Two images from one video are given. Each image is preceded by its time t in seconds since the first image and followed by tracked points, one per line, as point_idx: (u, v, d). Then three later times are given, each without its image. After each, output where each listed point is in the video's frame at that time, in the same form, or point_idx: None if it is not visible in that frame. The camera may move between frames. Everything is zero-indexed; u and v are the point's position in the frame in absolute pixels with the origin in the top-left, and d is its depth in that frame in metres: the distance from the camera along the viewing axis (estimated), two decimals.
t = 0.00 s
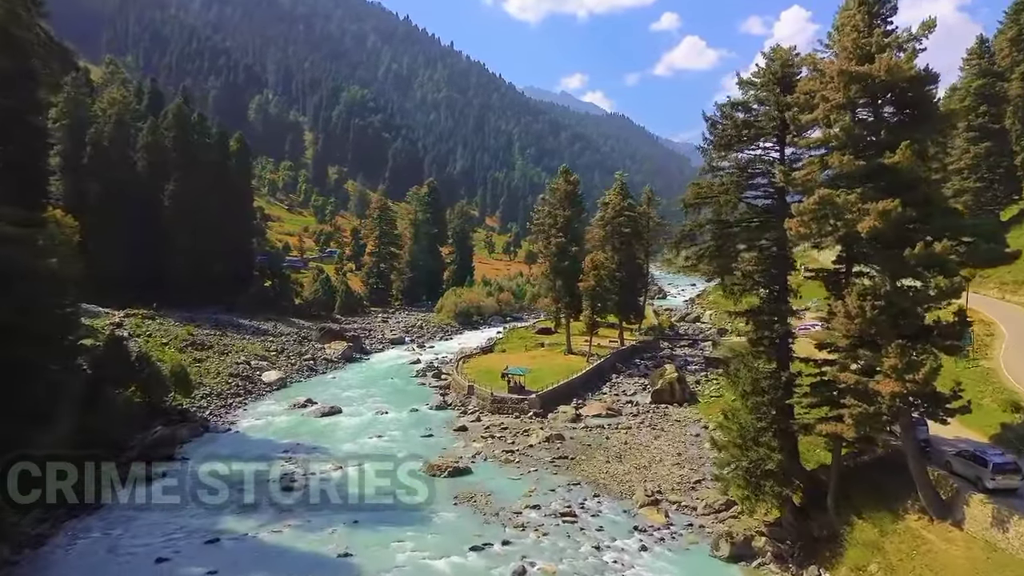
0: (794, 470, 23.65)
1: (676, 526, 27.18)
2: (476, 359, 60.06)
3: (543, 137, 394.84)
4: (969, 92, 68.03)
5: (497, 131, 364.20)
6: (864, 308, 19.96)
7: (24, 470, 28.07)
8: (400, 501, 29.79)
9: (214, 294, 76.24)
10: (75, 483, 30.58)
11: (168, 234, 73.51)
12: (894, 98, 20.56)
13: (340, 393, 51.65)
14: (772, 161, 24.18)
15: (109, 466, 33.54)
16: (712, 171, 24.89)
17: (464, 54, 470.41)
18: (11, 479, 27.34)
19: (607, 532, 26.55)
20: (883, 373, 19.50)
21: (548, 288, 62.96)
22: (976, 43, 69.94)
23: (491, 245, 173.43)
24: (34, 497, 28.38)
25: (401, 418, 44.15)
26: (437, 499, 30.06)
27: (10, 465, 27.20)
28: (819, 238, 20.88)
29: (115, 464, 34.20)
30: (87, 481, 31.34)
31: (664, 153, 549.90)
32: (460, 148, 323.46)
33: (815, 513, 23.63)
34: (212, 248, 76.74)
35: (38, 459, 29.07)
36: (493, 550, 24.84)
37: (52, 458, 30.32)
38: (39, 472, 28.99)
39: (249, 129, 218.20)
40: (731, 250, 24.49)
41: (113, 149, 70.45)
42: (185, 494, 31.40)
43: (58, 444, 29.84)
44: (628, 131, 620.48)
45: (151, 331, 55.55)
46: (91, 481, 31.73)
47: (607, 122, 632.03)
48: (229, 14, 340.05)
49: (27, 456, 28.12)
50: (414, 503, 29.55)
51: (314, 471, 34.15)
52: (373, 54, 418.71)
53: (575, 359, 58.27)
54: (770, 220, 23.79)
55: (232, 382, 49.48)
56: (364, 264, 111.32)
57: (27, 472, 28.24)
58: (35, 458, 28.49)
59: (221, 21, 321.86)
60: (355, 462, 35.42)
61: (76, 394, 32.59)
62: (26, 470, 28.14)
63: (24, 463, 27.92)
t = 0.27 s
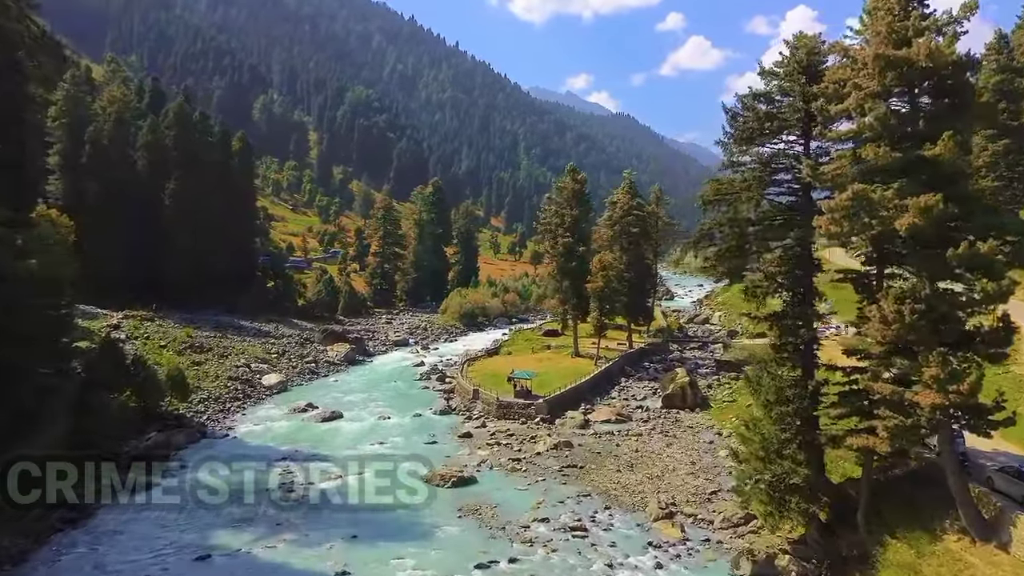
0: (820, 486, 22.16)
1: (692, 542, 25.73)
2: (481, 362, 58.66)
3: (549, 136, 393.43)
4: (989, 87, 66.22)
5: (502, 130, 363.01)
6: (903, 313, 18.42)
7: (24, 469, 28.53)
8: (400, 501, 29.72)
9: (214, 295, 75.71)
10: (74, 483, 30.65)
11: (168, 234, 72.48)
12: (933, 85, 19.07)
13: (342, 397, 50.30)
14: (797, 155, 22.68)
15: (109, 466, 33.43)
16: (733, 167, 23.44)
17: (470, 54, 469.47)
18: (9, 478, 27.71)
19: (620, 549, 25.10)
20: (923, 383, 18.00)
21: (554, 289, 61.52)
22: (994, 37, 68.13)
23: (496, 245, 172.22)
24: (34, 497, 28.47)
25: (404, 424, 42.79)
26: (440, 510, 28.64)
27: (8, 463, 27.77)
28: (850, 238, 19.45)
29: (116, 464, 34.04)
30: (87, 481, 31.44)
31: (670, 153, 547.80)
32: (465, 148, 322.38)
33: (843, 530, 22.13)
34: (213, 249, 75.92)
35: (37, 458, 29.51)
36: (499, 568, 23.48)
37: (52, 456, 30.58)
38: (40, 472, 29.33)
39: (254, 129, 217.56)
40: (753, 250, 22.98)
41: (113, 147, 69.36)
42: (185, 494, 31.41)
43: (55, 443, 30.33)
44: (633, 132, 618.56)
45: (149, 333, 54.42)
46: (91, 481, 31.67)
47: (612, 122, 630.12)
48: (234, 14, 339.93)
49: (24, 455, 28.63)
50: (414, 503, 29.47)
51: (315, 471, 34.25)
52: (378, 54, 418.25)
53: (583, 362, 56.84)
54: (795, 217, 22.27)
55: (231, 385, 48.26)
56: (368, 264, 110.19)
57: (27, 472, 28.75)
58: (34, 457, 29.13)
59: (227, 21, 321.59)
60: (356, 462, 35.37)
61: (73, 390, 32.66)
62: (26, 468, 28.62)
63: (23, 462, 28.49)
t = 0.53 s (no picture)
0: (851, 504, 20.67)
1: (711, 559, 24.25)
2: (487, 364, 57.27)
3: (554, 136, 392.07)
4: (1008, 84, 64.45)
5: (508, 130, 361.70)
6: (948, 320, 16.86)
7: (24, 469, 28.78)
8: (399, 501, 29.58)
9: (214, 296, 74.82)
10: (75, 483, 30.52)
11: (167, 233, 71.50)
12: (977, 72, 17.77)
13: (344, 401, 48.98)
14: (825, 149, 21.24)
15: (110, 466, 33.11)
16: (756, 161, 21.93)
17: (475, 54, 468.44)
18: (9, 478, 27.84)
19: (634, 566, 23.65)
20: (971, 396, 16.53)
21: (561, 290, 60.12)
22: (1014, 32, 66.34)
23: (502, 245, 170.98)
24: (35, 497, 28.23)
25: (408, 429, 41.45)
26: (446, 522, 27.26)
27: (8, 462, 28.04)
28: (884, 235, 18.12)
29: (116, 463, 33.73)
30: (88, 481, 31.28)
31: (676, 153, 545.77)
32: (470, 147, 321.19)
33: (875, 552, 20.63)
34: (214, 249, 75.61)
35: (37, 459, 29.84)
36: None
37: (51, 457, 30.72)
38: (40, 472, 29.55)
39: (259, 128, 216.82)
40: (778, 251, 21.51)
41: (112, 146, 68.37)
42: (184, 494, 31.21)
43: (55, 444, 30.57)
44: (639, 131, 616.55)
45: (148, 335, 53.34)
46: (92, 481, 31.45)
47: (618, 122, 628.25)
48: (240, 14, 339.85)
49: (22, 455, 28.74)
50: (413, 503, 29.34)
51: (315, 472, 34.09)
52: (383, 54, 417.65)
53: (590, 365, 55.39)
54: (823, 214, 20.78)
55: (230, 389, 47.05)
56: (372, 264, 109.02)
57: (27, 472, 29.06)
58: (34, 457, 29.42)
59: (232, 20, 321.28)
60: (355, 463, 35.11)
61: (70, 390, 32.90)
62: (25, 468, 28.84)
63: (22, 462, 28.75)
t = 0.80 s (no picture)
0: (887, 524, 19.18)
1: None
2: (492, 367, 55.83)
3: (559, 136, 390.42)
4: None
5: (513, 129, 360.20)
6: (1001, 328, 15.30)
7: (23, 470, 29.09)
8: (399, 501, 29.68)
9: (216, 297, 73.68)
10: (75, 483, 30.37)
11: (167, 233, 70.45)
12: None
13: (346, 404, 47.60)
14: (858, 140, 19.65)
15: (110, 467, 32.72)
16: (784, 154, 20.37)
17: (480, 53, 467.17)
18: (9, 479, 28.42)
19: None
20: None
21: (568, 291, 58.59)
22: None
23: (507, 245, 169.59)
24: (35, 496, 28.73)
25: (411, 435, 40.07)
26: (450, 536, 25.90)
27: (6, 464, 28.56)
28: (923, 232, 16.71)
29: (118, 463, 33.33)
30: (88, 481, 31.05)
31: (682, 152, 543.42)
32: (475, 146, 319.85)
33: None
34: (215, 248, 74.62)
35: (37, 458, 30.03)
36: None
37: (53, 457, 30.70)
38: (40, 472, 29.66)
39: (263, 128, 216.04)
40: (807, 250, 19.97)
41: (111, 145, 67.41)
42: (185, 494, 30.80)
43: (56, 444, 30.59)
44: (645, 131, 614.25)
45: (145, 336, 52.23)
46: (93, 481, 31.26)
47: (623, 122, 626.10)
48: (244, 13, 339.44)
49: (22, 456, 29.25)
50: (411, 503, 29.51)
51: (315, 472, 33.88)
52: (388, 53, 416.84)
53: (599, 367, 53.90)
54: (858, 210, 19.22)
55: (228, 392, 45.82)
56: (376, 265, 107.78)
57: (27, 472, 29.33)
58: (34, 456, 29.78)
59: (237, 20, 320.81)
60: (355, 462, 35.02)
61: (60, 396, 32.27)
62: (26, 469, 29.20)
63: (22, 462, 29.17)
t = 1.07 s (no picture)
0: (927, 550, 17.68)
1: None
2: (499, 370, 54.39)
3: (565, 135, 388.90)
4: None
5: (519, 129, 358.94)
6: None
7: (23, 469, 28.29)
8: (400, 501, 29.57)
9: (218, 297, 72.76)
10: (75, 483, 29.49)
11: (168, 232, 69.44)
12: None
13: (348, 409, 46.25)
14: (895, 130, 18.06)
15: (110, 467, 31.70)
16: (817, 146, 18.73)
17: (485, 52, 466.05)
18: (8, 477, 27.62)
19: None
20: None
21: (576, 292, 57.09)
22: None
23: (513, 245, 168.28)
24: (35, 496, 27.83)
25: (414, 441, 38.69)
26: (453, 552, 24.51)
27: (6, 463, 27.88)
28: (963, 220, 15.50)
29: (118, 464, 32.32)
30: (89, 481, 30.11)
31: (688, 152, 541.19)
32: (481, 146, 318.69)
33: None
34: (216, 248, 73.75)
35: (35, 458, 29.17)
36: None
37: (51, 457, 29.97)
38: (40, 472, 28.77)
39: (268, 127, 215.42)
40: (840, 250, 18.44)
41: (111, 143, 66.42)
42: (185, 495, 30.54)
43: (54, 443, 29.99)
44: (651, 130, 612.15)
45: (144, 338, 51.13)
46: (94, 482, 30.29)
47: (629, 121, 623.92)
48: (250, 13, 339.30)
49: (21, 456, 28.65)
50: (413, 502, 29.43)
51: (315, 472, 33.73)
52: (393, 53, 416.24)
53: (607, 371, 52.42)
54: (897, 208, 17.63)
55: (226, 396, 44.54)
56: (380, 265, 106.56)
57: (27, 472, 28.40)
58: (33, 457, 29.02)
59: (243, 20, 320.58)
60: (355, 462, 34.78)
61: (50, 400, 31.56)
62: (26, 468, 28.44)
63: (22, 462, 28.48)
